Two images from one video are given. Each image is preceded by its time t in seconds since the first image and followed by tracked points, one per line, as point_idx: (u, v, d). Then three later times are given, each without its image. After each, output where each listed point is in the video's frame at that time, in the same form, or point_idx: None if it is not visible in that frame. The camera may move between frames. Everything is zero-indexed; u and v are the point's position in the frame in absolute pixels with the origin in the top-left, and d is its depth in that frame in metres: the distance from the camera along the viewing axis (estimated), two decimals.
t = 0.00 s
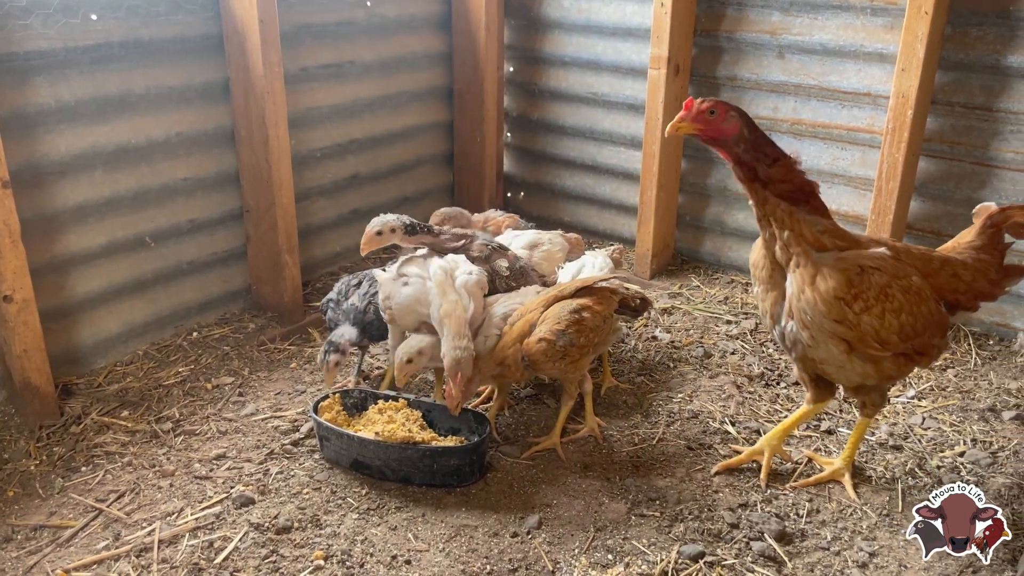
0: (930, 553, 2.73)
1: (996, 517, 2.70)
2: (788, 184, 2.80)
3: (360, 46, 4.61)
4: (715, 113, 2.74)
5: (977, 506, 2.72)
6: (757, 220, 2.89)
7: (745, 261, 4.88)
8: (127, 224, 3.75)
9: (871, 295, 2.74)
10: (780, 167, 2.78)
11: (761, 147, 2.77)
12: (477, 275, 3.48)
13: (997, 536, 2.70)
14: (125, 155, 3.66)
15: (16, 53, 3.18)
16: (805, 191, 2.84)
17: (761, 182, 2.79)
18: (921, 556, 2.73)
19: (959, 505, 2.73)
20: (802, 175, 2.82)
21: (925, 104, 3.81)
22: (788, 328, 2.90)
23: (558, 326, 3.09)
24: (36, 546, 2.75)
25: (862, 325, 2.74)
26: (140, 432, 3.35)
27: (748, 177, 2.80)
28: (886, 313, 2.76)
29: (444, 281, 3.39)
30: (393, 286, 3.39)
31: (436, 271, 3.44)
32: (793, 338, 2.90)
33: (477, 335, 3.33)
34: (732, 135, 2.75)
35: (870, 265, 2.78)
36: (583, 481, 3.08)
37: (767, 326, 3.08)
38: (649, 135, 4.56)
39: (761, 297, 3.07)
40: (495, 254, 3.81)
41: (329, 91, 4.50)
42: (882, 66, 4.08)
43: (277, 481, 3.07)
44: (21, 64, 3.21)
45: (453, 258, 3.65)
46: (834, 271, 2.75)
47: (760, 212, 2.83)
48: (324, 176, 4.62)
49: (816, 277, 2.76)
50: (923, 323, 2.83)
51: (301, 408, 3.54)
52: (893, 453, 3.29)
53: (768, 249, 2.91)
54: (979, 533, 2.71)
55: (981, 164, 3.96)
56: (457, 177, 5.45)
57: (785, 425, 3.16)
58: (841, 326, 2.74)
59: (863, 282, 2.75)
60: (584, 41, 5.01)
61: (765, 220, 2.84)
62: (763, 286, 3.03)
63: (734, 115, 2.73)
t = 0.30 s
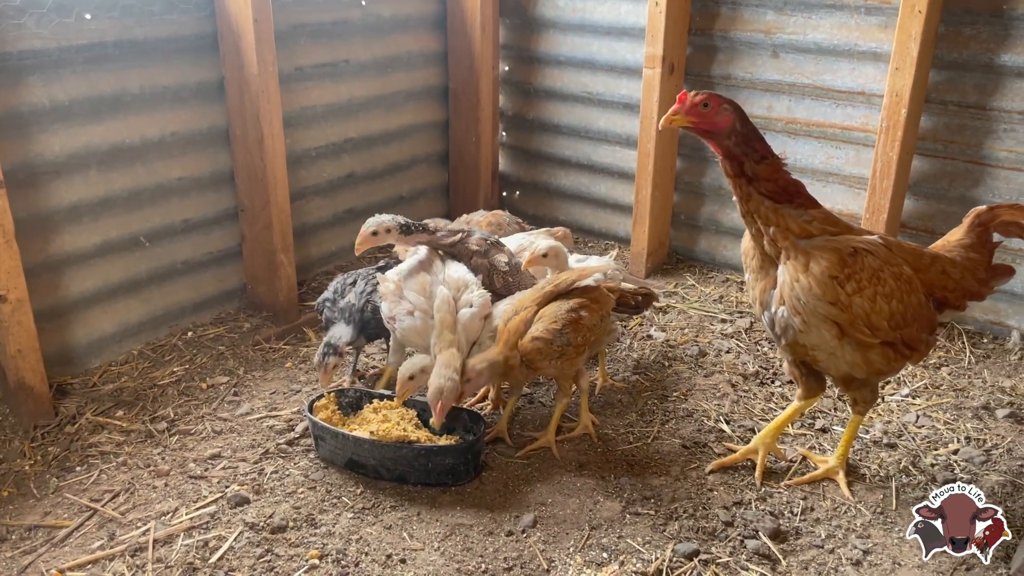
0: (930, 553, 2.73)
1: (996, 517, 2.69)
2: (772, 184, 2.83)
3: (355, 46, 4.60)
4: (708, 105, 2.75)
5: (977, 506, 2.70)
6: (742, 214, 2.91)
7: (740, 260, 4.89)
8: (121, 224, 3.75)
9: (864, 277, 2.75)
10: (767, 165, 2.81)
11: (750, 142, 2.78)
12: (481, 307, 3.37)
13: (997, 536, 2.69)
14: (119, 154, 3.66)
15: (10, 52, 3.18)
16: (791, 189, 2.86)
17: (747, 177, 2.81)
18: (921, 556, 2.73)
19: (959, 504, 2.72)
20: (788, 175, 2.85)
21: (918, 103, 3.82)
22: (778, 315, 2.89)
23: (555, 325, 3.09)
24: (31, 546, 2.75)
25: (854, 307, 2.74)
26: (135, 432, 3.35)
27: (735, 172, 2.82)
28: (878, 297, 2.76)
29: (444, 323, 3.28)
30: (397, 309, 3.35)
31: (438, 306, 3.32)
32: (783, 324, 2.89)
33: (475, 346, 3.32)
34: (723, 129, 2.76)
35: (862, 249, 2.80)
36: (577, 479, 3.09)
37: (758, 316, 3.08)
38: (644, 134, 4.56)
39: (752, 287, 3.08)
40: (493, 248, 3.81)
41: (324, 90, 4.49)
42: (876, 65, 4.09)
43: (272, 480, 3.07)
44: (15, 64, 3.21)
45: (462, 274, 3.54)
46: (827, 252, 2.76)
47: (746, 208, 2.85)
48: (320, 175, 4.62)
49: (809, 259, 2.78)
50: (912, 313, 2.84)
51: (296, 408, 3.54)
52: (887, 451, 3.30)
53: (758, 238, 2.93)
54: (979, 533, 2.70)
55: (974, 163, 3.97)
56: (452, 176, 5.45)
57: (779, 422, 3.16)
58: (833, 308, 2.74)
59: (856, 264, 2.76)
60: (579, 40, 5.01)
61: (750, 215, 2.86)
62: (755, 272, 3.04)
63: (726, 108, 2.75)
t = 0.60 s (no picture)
0: (930, 553, 2.73)
1: (996, 516, 2.68)
2: (770, 185, 2.83)
3: (351, 46, 4.61)
4: (705, 110, 2.76)
5: (977, 506, 2.69)
6: (738, 215, 2.92)
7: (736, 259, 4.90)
8: (117, 224, 3.75)
9: (859, 274, 2.77)
10: (765, 167, 2.82)
11: (750, 145, 2.79)
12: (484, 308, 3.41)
13: (997, 535, 2.69)
14: (115, 154, 3.65)
15: (5, 53, 3.17)
16: (790, 191, 2.86)
17: (746, 179, 2.82)
18: (921, 556, 2.73)
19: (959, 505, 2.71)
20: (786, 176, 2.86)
21: (913, 104, 3.83)
22: (773, 314, 2.89)
23: (561, 327, 3.10)
24: (27, 546, 2.75)
25: (849, 304, 2.75)
26: (131, 432, 3.35)
27: (733, 173, 2.82)
28: (873, 294, 2.78)
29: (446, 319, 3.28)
30: (398, 309, 3.34)
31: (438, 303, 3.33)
32: (777, 323, 2.89)
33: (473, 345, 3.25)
34: (720, 133, 2.77)
35: (857, 247, 2.82)
36: (574, 479, 3.09)
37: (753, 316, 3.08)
38: (640, 134, 4.57)
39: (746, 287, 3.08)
40: (493, 243, 3.90)
41: (320, 90, 4.49)
42: (871, 65, 4.10)
43: (268, 480, 3.07)
44: (11, 64, 3.21)
45: (469, 275, 3.55)
46: (822, 250, 2.77)
47: (742, 209, 2.85)
48: (316, 175, 4.62)
49: (805, 257, 2.79)
50: (907, 311, 2.85)
51: (293, 408, 3.54)
52: (882, 450, 3.31)
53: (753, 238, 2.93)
54: (979, 533, 2.70)
55: (969, 163, 3.98)
56: (449, 176, 5.45)
57: (775, 420, 3.17)
58: (828, 305, 2.75)
59: (851, 262, 2.77)
60: (575, 40, 5.02)
61: (746, 217, 2.87)
62: (750, 271, 3.05)
63: (723, 112, 2.75)
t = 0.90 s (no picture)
0: (930, 553, 2.73)
1: (996, 517, 2.69)
2: (767, 185, 2.84)
3: (348, 45, 4.60)
4: (702, 109, 2.76)
5: (977, 506, 2.71)
6: (736, 214, 2.91)
7: (733, 258, 4.90)
8: (114, 223, 3.74)
9: (858, 272, 2.77)
10: (762, 167, 2.82)
11: (746, 145, 2.79)
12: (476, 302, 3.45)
13: (997, 536, 2.69)
14: (111, 153, 3.65)
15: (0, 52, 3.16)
16: (786, 190, 2.87)
17: (742, 179, 2.82)
18: (921, 556, 2.73)
19: (959, 504, 2.73)
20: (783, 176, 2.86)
21: (910, 104, 3.84)
22: (771, 312, 2.89)
23: (557, 317, 3.12)
24: (23, 546, 2.74)
25: (848, 302, 2.76)
26: (128, 431, 3.34)
27: (730, 173, 2.83)
28: (871, 292, 2.78)
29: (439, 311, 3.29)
30: (386, 310, 3.37)
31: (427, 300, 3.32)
32: (776, 321, 2.89)
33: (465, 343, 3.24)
34: (717, 132, 2.77)
35: (855, 245, 2.82)
36: (571, 478, 3.09)
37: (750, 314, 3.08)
38: (637, 133, 4.57)
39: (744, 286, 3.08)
40: (485, 245, 3.93)
41: (316, 89, 4.49)
42: (868, 64, 4.11)
43: (265, 480, 3.07)
44: (6, 63, 3.20)
45: (460, 271, 3.62)
46: (821, 249, 2.77)
47: (741, 208, 2.85)
48: (313, 174, 4.62)
49: (804, 255, 2.79)
50: (904, 308, 2.86)
51: (290, 407, 3.54)
52: (878, 448, 3.32)
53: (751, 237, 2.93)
54: (979, 533, 2.70)
55: (965, 162, 3.99)
56: (446, 175, 5.45)
57: (771, 419, 3.18)
58: (827, 303, 2.75)
59: (850, 260, 2.78)
60: (572, 39, 5.01)
61: (744, 216, 2.87)
62: (747, 270, 3.05)
63: (721, 111, 2.76)
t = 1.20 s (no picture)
0: (930, 553, 2.73)
1: (997, 517, 2.67)
2: (765, 185, 2.84)
3: (346, 44, 4.60)
4: (700, 108, 2.76)
5: (978, 506, 2.68)
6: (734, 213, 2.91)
7: (731, 257, 4.90)
8: (111, 222, 3.74)
9: (857, 271, 2.77)
10: (760, 166, 2.82)
11: (744, 143, 2.79)
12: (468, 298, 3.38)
13: (997, 536, 2.67)
14: (108, 152, 3.64)
15: None
16: (783, 188, 2.87)
17: (740, 177, 2.83)
18: (921, 556, 2.73)
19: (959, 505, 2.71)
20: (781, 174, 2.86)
21: (908, 103, 3.84)
22: (770, 311, 2.89)
23: (550, 307, 3.11)
24: (21, 545, 2.74)
25: (847, 301, 2.76)
26: (125, 430, 3.34)
27: (727, 172, 2.83)
28: (870, 291, 2.78)
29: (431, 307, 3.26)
30: (381, 308, 3.39)
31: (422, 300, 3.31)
32: (775, 321, 2.89)
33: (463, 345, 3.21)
34: (715, 131, 2.77)
35: (854, 244, 2.82)
36: (569, 477, 3.09)
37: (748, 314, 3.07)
38: (635, 132, 4.57)
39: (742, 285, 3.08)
40: (475, 245, 3.94)
41: (314, 88, 4.49)
42: (866, 63, 4.11)
43: (263, 479, 3.07)
44: (3, 62, 3.19)
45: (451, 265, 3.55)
46: (820, 247, 2.77)
47: (739, 207, 2.85)
48: (311, 173, 4.62)
49: (803, 254, 2.78)
50: (903, 307, 2.86)
51: (287, 406, 3.53)
52: (876, 447, 3.32)
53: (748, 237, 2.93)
54: (979, 533, 2.68)
55: (964, 161, 3.99)
56: (444, 174, 5.45)
57: (769, 418, 3.18)
58: (826, 302, 2.75)
59: (849, 259, 2.78)
60: (571, 38, 5.01)
61: (742, 215, 2.87)
62: (745, 268, 3.04)
63: (719, 110, 2.76)
